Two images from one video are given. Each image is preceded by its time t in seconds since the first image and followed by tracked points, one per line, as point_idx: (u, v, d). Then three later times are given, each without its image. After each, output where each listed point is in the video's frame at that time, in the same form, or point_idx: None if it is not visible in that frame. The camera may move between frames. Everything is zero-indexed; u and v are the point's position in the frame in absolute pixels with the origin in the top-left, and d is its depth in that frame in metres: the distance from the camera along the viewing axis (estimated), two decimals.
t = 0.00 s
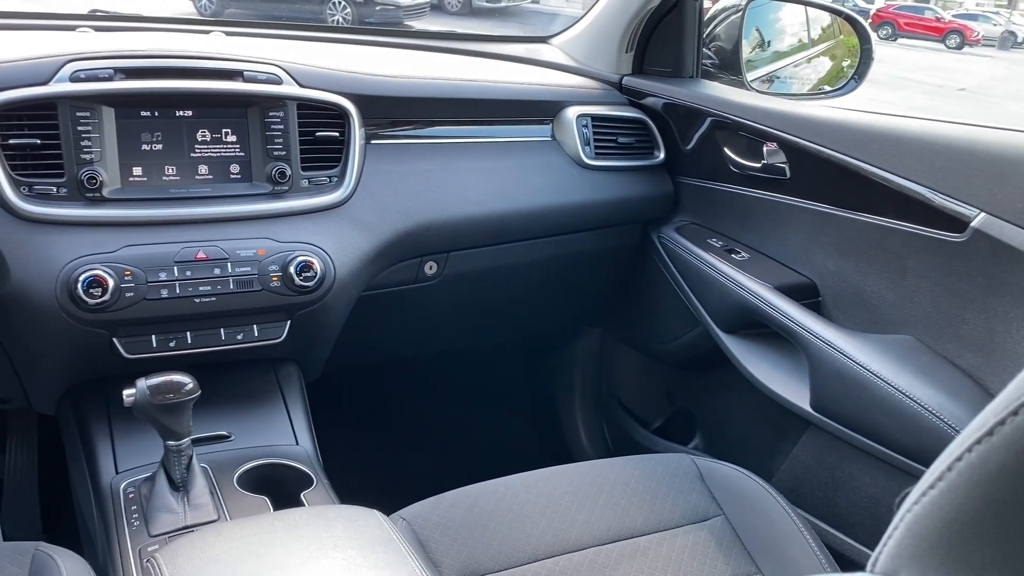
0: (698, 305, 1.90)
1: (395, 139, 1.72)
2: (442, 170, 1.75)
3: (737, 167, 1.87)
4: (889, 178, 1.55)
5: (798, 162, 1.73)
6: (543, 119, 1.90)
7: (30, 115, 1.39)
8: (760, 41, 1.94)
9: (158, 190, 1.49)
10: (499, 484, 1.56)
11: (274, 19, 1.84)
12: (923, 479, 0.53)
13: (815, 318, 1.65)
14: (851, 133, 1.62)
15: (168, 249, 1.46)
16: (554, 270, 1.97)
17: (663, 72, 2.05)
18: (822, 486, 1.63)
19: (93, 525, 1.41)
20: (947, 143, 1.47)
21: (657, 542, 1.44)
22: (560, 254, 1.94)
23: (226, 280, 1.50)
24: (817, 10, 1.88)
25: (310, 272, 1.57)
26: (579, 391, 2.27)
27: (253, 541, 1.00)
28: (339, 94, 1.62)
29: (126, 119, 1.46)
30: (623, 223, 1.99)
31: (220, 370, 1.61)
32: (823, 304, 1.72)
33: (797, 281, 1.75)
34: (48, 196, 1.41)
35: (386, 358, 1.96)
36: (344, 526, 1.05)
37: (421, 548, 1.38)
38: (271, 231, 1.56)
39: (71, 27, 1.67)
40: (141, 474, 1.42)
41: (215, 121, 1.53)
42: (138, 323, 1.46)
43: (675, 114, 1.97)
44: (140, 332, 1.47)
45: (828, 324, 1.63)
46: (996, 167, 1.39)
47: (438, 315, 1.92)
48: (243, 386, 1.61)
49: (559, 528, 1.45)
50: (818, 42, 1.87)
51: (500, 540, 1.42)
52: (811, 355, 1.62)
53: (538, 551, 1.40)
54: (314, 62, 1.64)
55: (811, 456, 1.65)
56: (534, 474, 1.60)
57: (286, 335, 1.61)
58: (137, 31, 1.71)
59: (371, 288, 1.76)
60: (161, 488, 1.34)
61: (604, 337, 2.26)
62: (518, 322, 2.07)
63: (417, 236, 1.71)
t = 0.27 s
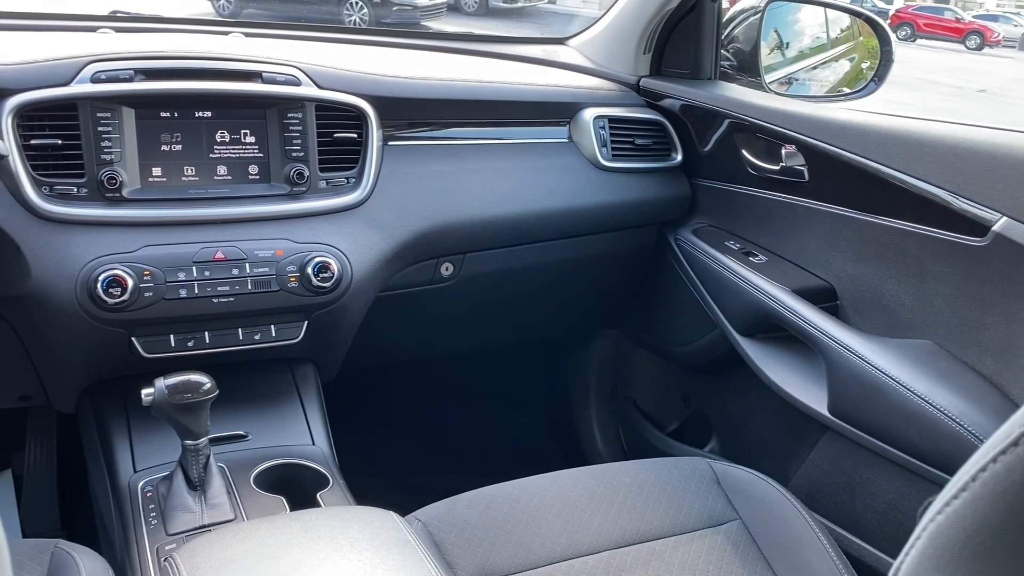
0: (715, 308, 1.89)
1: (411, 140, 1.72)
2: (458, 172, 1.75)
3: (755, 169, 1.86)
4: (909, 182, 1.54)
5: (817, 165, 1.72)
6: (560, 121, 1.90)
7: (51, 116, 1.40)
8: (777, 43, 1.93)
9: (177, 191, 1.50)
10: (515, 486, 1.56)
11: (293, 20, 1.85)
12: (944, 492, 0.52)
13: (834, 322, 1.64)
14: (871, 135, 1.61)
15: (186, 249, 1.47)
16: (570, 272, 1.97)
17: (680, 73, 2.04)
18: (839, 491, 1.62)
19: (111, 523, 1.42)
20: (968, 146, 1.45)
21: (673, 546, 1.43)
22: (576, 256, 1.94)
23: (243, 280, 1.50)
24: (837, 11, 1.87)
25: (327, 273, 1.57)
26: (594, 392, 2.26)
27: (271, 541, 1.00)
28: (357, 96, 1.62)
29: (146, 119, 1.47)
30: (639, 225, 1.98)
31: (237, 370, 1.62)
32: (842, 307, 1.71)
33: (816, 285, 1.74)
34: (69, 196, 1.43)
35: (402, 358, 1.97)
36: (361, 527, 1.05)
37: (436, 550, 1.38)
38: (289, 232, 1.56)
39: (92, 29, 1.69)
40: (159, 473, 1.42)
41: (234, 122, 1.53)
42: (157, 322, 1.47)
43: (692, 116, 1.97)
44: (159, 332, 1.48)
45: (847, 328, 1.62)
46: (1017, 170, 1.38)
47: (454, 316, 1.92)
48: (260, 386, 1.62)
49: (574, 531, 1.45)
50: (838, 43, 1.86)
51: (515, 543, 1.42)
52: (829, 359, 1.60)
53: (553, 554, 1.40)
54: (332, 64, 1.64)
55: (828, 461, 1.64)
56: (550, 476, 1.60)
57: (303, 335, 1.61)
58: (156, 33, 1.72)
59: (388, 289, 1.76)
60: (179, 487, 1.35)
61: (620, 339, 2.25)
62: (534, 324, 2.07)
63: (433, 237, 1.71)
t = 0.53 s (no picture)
0: (737, 311, 1.88)
1: (433, 142, 1.72)
2: (480, 174, 1.75)
3: (779, 172, 1.85)
4: (935, 186, 1.52)
5: (842, 169, 1.70)
6: (582, 123, 1.89)
7: (78, 117, 1.41)
8: (800, 44, 1.92)
9: (201, 192, 1.50)
10: (535, 489, 1.55)
11: (316, 21, 1.85)
12: (983, 504, 0.54)
13: (857, 327, 1.62)
14: (897, 139, 1.59)
15: (211, 249, 1.48)
16: (591, 274, 1.96)
17: (704, 75, 2.02)
18: (863, 497, 1.60)
19: (134, 522, 1.43)
20: (997, 150, 1.44)
21: (694, 550, 1.42)
22: (597, 258, 1.93)
23: (267, 281, 1.51)
24: (861, 13, 1.87)
25: (349, 274, 1.58)
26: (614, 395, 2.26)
27: (295, 543, 1.01)
28: (380, 98, 1.62)
29: (171, 120, 1.48)
30: (661, 228, 1.98)
31: (259, 370, 1.63)
32: (866, 312, 1.69)
33: (839, 289, 1.72)
34: (94, 196, 1.44)
35: (422, 359, 1.97)
36: (385, 530, 1.05)
37: (456, 552, 1.38)
38: (312, 233, 1.57)
39: (117, 29, 1.70)
40: (182, 472, 1.43)
41: (259, 123, 1.54)
42: (181, 323, 1.48)
43: (715, 118, 1.95)
44: (183, 332, 1.48)
45: (871, 333, 1.60)
46: None
47: (475, 318, 1.92)
48: (282, 387, 1.62)
49: (594, 535, 1.44)
50: (862, 44, 1.85)
51: (536, 546, 1.41)
52: (852, 364, 1.59)
53: (573, 558, 1.40)
54: (356, 66, 1.65)
55: (851, 467, 1.63)
56: (570, 480, 1.59)
57: (324, 337, 1.62)
58: (181, 34, 1.73)
59: (409, 291, 1.76)
60: (202, 486, 1.36)
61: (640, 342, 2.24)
62: (554, 326, 2.07)
63: (454, 239, 1.71)
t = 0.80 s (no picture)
0: (760, 315, 1.87)
1: (455, 144, 1.72)
2: (501, 175, 1.74)
3: (803, 175, 1.83)
4: (963, 190, 1.50)
5: (867, 172, 1.68)
6: (603, 125, 1.89)
7: (103, 117, 1.42)
8: (825, 46, 1.91)
9: (225, 192, 1.51)
10: (555, 492, 1.55)
11: (338, 22, 1.86)
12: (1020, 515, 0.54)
13: (882, 332, 1.60)
14: (924, 142, 1.57)
15: (234, 250, 1.48)
16: (612, 276, 1.96)
17: (727, 77, 2.01)
18: (887, 505, 1.58)
19: (156, 520, 1.44)
20: None
21: (714, 556, 1.41)
22: (619, 260, 1.92)
23: (289, 281, 1.52)
24: (886, 15, 1.86)
25: (371, 275, 1.58)
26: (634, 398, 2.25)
27: (316, 544, 1.01)
28: (402, 99, 1.62)
29: (195, 121, 1.48)
30: (683, 230, 1.96)
31: (280, 370, 1.64)
32: (891, 317, 1.68)
33: (864, 294, 1.70)
34: (119, 196, 1.44)
35: (441, 360, 1.97)
36: (406, 533, 1.05)
37: (476, 554, 1.38)
38: (334, 234, 1.57)
39: (142, 30, 1.71)
40: (203, 471, 1.44)
41: (282, 124, 1.54)
42: (203, 322, 1.49)
43: (738, 120, 1.94)
44: (205, 332, 1.49)
45: (896, 338, 1.59)
46: None
47: (495, 319, 1.92)
48: (304, 387, 1.63)
49: (614, 538, 1.44)
50: (888, 46, 1.84)
51: (556, 549, 1.41)
52: (877, 369, 1.57)
53: (593, 562, 1.39)
54: (378, 67, 1.65)
55: (875, 474, 1.61)
56: (591, 483, 1.59)
57: (346, 337, 1.62)
58: (205, 35, 1.74)
59: (429, 292, 1.76)
60: (223, 486, 1.36)
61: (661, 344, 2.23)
62: (574, 328, 2.06)
63: (475, 240, 1.71)
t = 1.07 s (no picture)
0: (784, 319, 1.85)
1: (477, 145, 1.72)
2: (524, 176, 1.74)
3: (829, 178, 1.82)
4: (993, 194, 1.48)
5: (895, 175, 1.66)
6: (627, 126, 1.87)
7: (129, 117, 1.43)
8: (850, 47, 1.89)
9: (249, 192, 1.51)
10: (576, 496, 1.54)
11: (360, 23, 1.86)
12: None
13: (909, 337, 1.58)
14: (954, 146, 1.55)
15: (258, 250, 1.49)
16: (634, 279, 1.95)
17: (751, 78, 1.99)
18: (912, 513, 1.56)
19: (178, 519, 1.44)
20: None
21: (737, 562, 1.40)
22: (641, 262, 1.91)
23: (312, 282, 1.52)
24: (914, 15, 1.83)
25: (393, 276, 1.58)
26: (655, 401, 2.23)
27: (339, 546, 1.00)
28: (425, 100, 1.62)
29: (220, 121, 1.49)
30: (705, 232, 1.95)
31: (302, 370, 1.64)
32: (918, 322, 1.65)
33: (890, 298, 1.68)
34: (144, 196, 1.45)
35: (462, 361, 1.96)
36: (429, 536, 1.05)
37: (497, 557, 1.37)
38: (356, 235, 1.57)
39: (166, 31, 1.73)
40: (225, 471, 1.44)
41: (306, 125, 1.55)
42: (226, 322, 1.49)
43: (763, 122, 1.92)
44: (228, 331, 1.50)
45: (924, 344, 1.56)
46: None
47: (516, 321, 1.91)
48: (325, 387, 1.63)
49: (635, 543, 1.43)
50: (914, 49, 1.84)
51: (577, 553, 1.40)
52: (903, 375, 1.55)
53: (615, 567, 1.38)
54: (402, 68, 1.65)
55: (900, 481, 1.59)
56: (612, 487, 1.58)
57: (367, 338, 1.62)
58: (228, 36, 1.75)
59: (451, 293, 1.76)
60: (246, 485, 1.37)
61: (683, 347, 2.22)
62: (595, 330, 2.05)
63: (497, 242, 1.71)
